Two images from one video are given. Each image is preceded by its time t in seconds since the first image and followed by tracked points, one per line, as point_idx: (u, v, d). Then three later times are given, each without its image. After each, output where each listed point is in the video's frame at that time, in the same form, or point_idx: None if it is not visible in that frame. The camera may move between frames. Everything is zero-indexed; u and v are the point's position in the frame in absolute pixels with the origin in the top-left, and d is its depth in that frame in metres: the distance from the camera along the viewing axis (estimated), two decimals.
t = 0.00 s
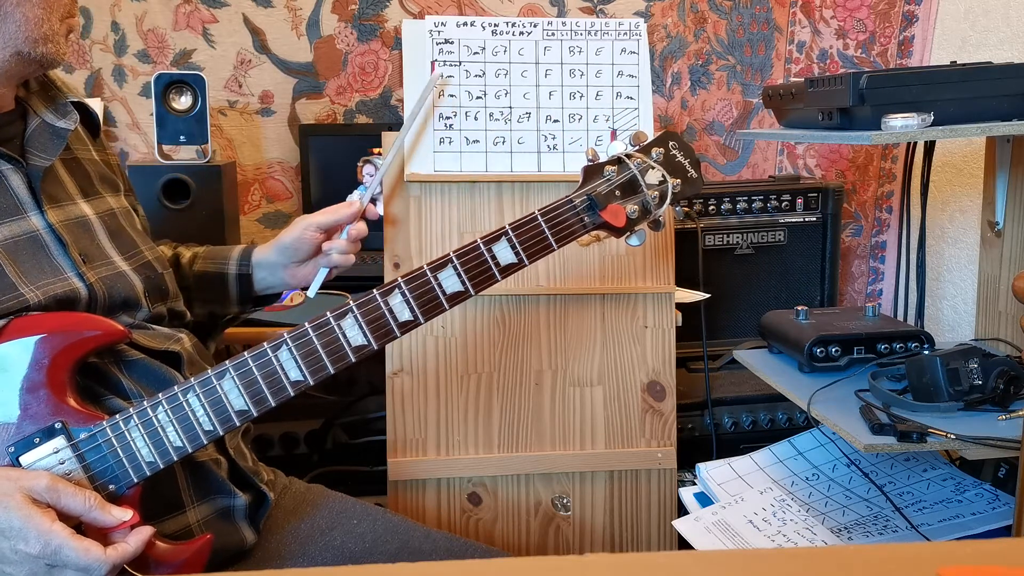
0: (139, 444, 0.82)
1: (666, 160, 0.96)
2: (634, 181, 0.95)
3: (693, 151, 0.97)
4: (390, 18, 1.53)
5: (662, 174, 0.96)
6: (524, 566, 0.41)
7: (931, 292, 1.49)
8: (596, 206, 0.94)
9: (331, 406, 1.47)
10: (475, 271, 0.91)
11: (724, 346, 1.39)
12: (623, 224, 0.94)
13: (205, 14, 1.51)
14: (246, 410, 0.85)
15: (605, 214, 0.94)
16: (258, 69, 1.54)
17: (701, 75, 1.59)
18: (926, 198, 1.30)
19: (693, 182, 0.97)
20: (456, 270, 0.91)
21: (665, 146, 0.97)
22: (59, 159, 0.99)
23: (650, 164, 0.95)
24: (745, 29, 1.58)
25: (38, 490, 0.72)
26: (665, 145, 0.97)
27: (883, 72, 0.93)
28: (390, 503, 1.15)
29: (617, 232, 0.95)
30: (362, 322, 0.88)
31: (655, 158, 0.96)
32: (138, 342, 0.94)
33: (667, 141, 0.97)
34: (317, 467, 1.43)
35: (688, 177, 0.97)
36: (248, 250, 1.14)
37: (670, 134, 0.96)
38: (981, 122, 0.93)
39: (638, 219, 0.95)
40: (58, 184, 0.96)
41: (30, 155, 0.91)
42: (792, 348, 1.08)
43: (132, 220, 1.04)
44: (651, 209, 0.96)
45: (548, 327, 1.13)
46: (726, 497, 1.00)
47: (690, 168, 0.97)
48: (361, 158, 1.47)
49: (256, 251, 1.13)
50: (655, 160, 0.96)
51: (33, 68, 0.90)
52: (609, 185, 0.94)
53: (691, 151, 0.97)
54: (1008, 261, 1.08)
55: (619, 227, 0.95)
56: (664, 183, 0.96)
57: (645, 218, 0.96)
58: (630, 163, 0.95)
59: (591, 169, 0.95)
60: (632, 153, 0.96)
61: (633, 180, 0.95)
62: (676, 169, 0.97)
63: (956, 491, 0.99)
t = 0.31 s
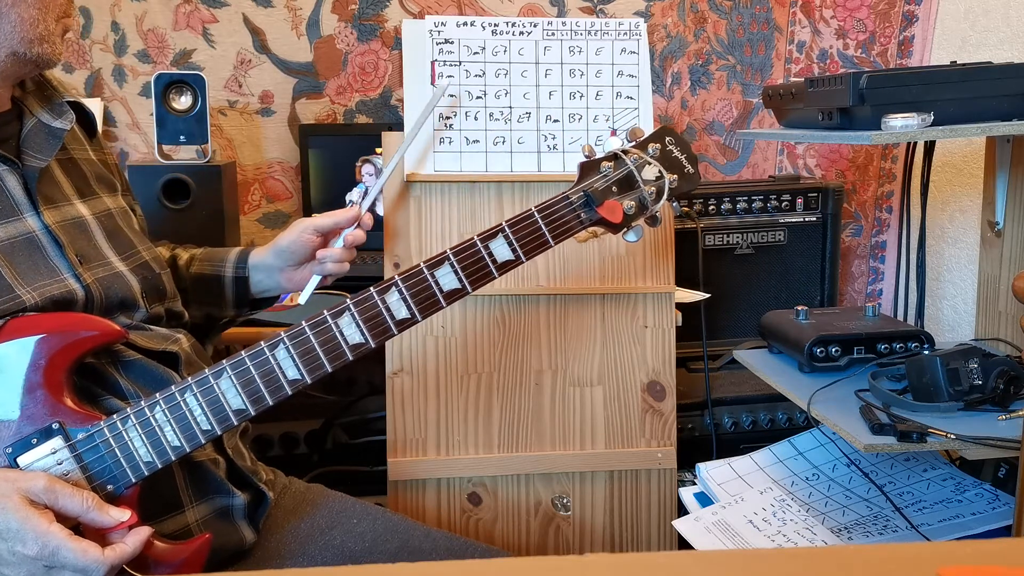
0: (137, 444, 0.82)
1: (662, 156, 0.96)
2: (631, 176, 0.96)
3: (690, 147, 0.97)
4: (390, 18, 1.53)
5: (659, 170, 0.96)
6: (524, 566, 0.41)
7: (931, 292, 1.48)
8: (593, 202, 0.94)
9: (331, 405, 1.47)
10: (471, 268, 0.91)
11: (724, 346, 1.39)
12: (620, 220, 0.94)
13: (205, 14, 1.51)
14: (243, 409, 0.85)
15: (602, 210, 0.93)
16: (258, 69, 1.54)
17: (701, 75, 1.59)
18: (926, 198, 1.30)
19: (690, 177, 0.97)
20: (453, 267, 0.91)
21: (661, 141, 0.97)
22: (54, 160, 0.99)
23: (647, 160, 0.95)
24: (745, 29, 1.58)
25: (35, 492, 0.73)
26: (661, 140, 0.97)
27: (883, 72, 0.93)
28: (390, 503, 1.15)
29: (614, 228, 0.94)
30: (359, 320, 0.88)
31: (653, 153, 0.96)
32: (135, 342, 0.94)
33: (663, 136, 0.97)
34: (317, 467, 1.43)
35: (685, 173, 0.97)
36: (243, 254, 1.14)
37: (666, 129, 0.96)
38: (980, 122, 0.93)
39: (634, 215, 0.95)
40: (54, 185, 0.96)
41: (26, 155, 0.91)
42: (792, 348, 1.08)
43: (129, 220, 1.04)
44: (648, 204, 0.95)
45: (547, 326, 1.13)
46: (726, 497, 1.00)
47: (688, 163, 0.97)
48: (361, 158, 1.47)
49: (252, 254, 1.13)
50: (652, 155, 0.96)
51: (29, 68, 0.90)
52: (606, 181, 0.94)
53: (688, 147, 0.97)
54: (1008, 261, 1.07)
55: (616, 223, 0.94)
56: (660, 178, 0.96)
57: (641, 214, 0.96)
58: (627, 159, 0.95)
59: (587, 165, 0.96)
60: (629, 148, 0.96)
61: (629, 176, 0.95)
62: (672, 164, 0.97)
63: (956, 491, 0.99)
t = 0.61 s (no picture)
0: (136, 444, 0.82)
1: (663, 158, 0.96)
2: (631, 178, 0.95)
3: (690, 149, 0.96)
4: (390, 18, 1.53)
5: (660, 172, 0.96)
6: (524, 566, 0.41)
7: (931, 292, 1.49)
8: (593, 204, 0.94)
9: (331, 405, 1.47)
10: (471, 269, 0.91)
11: (724, 346, 1.39)
12: (621, 222, 0.94)
13: (205, 14, 1.51)
14: (243, 410, 0.85)
15: (602, 212, 0.93)
16: (258, 69, 1.54)
17: (701, 75, 1.59)
18: (927, 198, 1.30)
19: (691, 180, 0.96)
20: (453, 269, 0.91)
21: (662, 144, 0.97)
22: (54, 162, 0.99)
23: (648, 162, 0.95)
24: (745, 29, 1.58)
25: (34, 493, 0.73)
26: (662, 142, 0.97)
27: (883, 72, 0.93)
28: (389, 503, 1.15)
29: (615, 230, 0.94)
30: (359, 321, 0.88)
31: (653, 156, 0.96)
32: (135, 343, 0.94)
33: (663, 138, 0.97)
34: (317, 467, 1.43)
35: (685, 176, 0.96)
36: (247, 258, 1.14)
37: (667, 131, 0.96)
38: (981, 122, 0.93)
39: (635, 217, 0.95)
40: (54, 186, 0.96)
41: (26, 156, 0.91)
42: (792, 348, 1.08)
43: (129, 221, 1.04)
44: (649, 206, 0.95)
45: (547, 327, 1.13)
46: (726, 497, 1.00)
47: (688, 166, 0.97)
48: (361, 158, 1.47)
49: (255, 259, 1.13)
50: (653, 157, 0.96)
51: (30, 69, 0.90)
52: (607, 182, 0.94)
53: (688, 149, 0.96)
54: (1008, 261, 1.07)
55: (616, 225, 0.94)
56: (661, 180, 0.96)
57: (643, 216, 0.96)
58: (628, 161, 0.95)
59: (587, 168, 0.95)
60: (630, 150, 0.96)
61: (631, 178, 0.95)
62: (673, 167, 0.96)
63: (956, 491, 0.99)
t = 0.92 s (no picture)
0: (137, 444, 0.82)
1: (663, 159, 0.96)
2: (631, 179, 0.95)
3: (690, 150, 0.96)
4: (390, 18, 1.53)
5: (660, 173, 0.96)
6: (524, 566, 0.41)
7: (931, 292, 1.49)
8: (593, 205, 0.94)
9: (331, 405, 1.47)
10: (471, 270, 0.91)
11: (724, 346, 1.39)
12: (621, 223, 0.94)
13: (205, 14, 1.51)
14: (244, 410, 0.85)
15: (602, 212, 0.94)
16: (258, 69, 1.54)
17: (701, 75, 1.59)
18: (926, 198, 1.30)
19: (691, 181, 0.97)
20: (453, 269, 0.91)
21: (662, 145, 0.97)
22: (56, 163, 0.99)
23: (648, 162, 0.95)
24: (745, 29, 1.58)
25: (34, 492, 0.72)
26: (662, 143, 0.97)
27: (883, 72, 0.93)
28: (390, 503, 1.15)
29: (615, 231, 0.94)
30: (360, 322, 0.88)
31: (654, 157, 0.96)
32: (135, 343, 0.94)
33: (663, 139, 0.97)
34: (317, 467, 1.43)
35: (685, 176, 0.96)
36: (248, 267, 1.14)
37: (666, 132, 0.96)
38: (981, 122, 0.93)
39: (635, 218, 0.95)
40: (56, 187, 0.96)
41: (28, 157, 0.91)
42: (792, 348, 1.08)
43: (130, 222, 1.04)
44: (649, 208, 0.95)
45: (547, 326, 1.13)
46: (726, 497, 1.00)
47: (688, 166, 0.97)
48: (361, 158, 1.47)
49: (256, 269, 1.13)
50: (653, 158, 0.96)
51: (33, 72, 0.90)
52: (607, 184, 0.94)
53: (688, 150, 0.96)
54: (1008, 261, 1.07)
55: (616, 226, 0.94)
56: (661, 181, 0.96)
57: (642, 217, 0.96)
58: (628, 162, 0.95)
59: (587, 168, 0.95)
60: (629, 151, 0.96)
61: (630, 179, 0.95)
62: (673, 167, 0.96)
63: (955, 491, 0.99)
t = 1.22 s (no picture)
0: (138, 443, 0.82)
1: (660, 159, 0.96)
2: (630, 179, 0.95)
3: (688, 149, 0.97)
4: (390, 18, 1.53)
5: (658, 172, 0.95)
6: (524, 566, 0.41)
7: (931, 292, 1.49)
8: (592, 203, 0.94)
9: (331, 405, 1.46)
10: (472, 270, 0.91)
11: (724, 346, 1.39)
12: (619, 222, 0.94)
13: (206, 14, 1.51)
14: (245, 409, 0.85)
15: (601, 212, 0.94)
16: (258, 69, 1.54)
17: (701, 75, 1.59)
18: (926, 199, 1.30)
19: (689, 180, 0.96)
20: (453, 268, 0.91)
21: (660, 144, 0.97)
22: (58, 163, 0.99)
23: (645, 162, 0.95)
24: (745, 29, 1.58)
25: (36, 490, 0.72)
26: (660, 143, 0.97)
27: (883, 72, 0.93)
28: (390, 503, 1.15)
29: (613, 229, 0.94)
30: (360, 321, 0.88)
31: (650, 156, 0.96)
32: (135, 343, 0.94)
33: (661, 139, 0.97)
34: (317, 467, 1.43)
35: (683, 175, 0.96)
36: (248, 275, 1.14)
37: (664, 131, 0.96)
38: (981, 122, 0.93)
39: (634, 217, 0.95)
40: (58, 187, 0.96)
41: (30, 158, 0.91)
42: (792, 348, 1.08)
43: (131, 223, 1.04)
44: (647, 207, 0.95)
45: (547, 326, 1.13)
46: (726, 497, 1.00)
47: (686, 166, 0.97)
48: (361, 159, 1.47)
49: (256, 277, 1.13)
50: (650, 158, 0.96)
51: (37, 73, 0.90)
52: (604, 183, 0.94)
53: (686, 149, 0.97)
54: (1008, 261, 1.07)
55: (614, 225, 0.95)
56: (659, 181, 0.95)
57: (640, 216, 0.96)
58: (625, 161, 0.95)
59: (586, 168, 0.95)
60: (627, 150, 0.96)
61: (627, 178, 0.95)
62: (671, 167, 0.96)
63: (956, 491, 0.99)
